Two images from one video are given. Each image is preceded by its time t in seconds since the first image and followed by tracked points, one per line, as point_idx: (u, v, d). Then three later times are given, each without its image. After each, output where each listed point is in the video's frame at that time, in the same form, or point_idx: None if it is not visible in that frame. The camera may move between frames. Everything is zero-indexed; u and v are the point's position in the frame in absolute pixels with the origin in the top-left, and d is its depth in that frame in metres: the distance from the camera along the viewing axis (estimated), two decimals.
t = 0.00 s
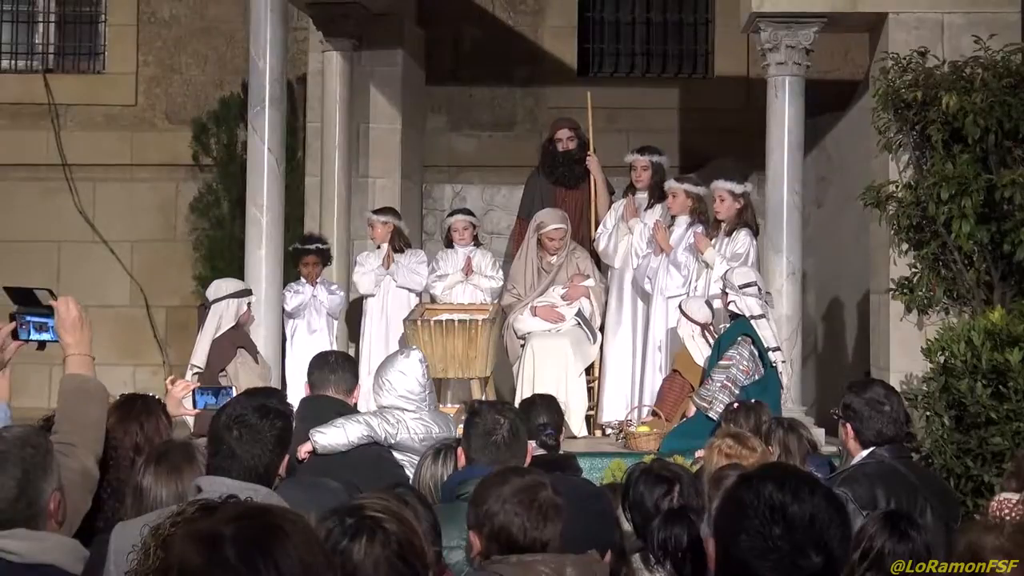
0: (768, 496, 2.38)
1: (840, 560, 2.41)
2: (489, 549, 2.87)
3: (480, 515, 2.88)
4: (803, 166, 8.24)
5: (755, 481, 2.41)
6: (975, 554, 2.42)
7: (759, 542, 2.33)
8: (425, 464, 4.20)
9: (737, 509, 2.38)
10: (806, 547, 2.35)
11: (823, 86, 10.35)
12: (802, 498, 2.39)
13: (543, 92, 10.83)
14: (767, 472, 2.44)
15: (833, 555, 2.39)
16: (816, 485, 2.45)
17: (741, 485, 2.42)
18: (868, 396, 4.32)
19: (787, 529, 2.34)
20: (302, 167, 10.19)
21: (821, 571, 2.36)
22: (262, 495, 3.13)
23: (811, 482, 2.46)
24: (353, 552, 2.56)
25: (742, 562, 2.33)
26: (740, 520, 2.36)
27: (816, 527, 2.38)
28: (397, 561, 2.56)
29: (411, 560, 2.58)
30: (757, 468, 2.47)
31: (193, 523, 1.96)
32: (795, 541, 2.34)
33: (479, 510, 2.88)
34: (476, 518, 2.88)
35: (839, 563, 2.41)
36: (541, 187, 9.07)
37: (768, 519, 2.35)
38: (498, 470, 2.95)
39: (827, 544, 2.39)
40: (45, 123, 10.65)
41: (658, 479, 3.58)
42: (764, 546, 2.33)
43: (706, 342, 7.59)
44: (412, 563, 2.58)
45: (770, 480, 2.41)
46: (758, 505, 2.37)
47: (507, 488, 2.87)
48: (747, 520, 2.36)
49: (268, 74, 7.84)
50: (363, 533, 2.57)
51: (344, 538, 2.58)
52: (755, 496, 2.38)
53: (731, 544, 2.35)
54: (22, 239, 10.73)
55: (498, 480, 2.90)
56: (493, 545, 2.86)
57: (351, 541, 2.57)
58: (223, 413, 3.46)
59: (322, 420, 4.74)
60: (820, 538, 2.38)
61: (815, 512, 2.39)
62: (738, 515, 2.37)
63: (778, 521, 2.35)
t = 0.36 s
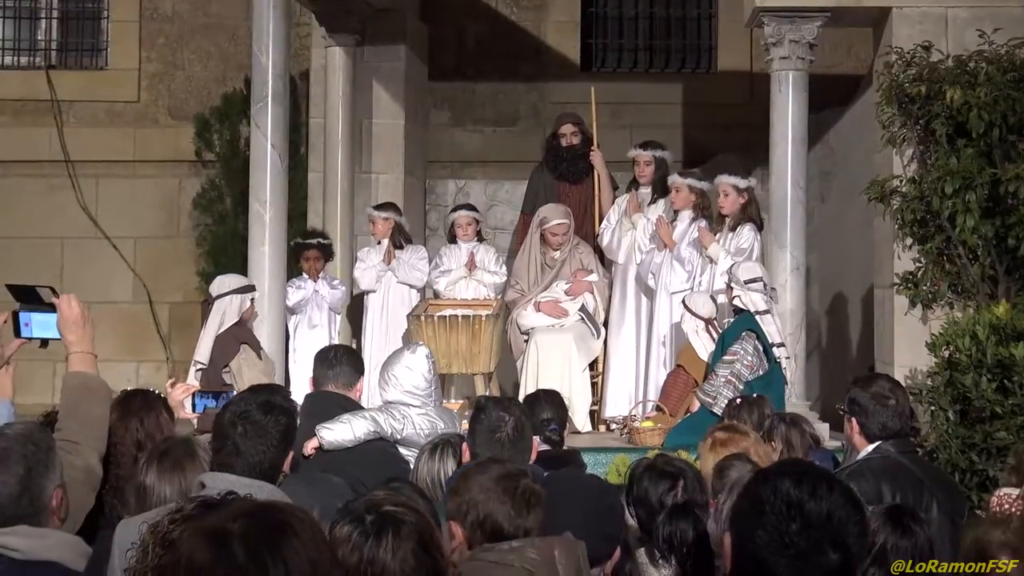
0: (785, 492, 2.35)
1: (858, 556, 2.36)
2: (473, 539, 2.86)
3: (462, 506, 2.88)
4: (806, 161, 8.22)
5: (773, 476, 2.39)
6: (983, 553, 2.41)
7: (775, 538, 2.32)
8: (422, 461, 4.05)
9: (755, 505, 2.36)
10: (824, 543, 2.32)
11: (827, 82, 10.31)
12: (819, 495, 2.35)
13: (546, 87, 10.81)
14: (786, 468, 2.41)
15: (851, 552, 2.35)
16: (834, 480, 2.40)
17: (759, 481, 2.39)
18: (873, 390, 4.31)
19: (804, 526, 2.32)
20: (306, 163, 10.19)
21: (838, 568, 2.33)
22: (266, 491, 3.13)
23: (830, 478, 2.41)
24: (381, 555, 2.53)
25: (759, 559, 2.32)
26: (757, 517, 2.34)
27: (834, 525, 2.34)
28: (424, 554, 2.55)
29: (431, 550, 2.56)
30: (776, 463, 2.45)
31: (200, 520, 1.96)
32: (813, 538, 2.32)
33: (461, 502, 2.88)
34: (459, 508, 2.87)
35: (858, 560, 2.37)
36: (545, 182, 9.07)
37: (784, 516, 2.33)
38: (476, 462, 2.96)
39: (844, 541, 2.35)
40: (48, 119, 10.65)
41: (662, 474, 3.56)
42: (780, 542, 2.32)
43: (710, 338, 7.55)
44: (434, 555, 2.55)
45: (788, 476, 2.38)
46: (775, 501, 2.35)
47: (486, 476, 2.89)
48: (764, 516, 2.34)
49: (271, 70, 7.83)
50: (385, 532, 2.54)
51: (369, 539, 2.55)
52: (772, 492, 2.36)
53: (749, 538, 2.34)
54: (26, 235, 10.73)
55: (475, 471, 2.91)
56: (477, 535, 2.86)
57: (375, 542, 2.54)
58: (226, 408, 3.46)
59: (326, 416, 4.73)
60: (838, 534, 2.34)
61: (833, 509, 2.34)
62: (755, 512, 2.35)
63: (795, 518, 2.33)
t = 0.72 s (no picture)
0: (791, 479, 2.34)
1: (865, 545, 2.34)
2: (466, 533, 2.87)
3: (454, 499, 2.89)
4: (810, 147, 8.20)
5: (779, 463, 2.36)
6: (994, 535, 2.39)
7: (781, 527, 2.30)
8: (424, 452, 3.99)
9: (760, 493, 2.35)
10: (830, 532, 2.30)
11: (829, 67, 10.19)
12: (825, 483, 2.33)
13: (549, 75, 10.79)
14: (793, 454, 2.39)
15: (858, 540, 2.33)
16: (840, 468, 2.38)
17: (765, 469, 2.38)
18: (880, 376, 4.29)
19: (809, 514, 2.30)
20: (310, 152, 10.18)
21: (845, 556, 2.31)
22: (270, 482, 3.14)
23: (837, 466, 2.39)
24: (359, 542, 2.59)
25: (764, 548, 2.30)
26: (762, 505, 2.33)
27: (841, 513, 2.32)
28: (401, 547, 2.62)
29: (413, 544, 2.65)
30: (785, 451, 2.43)
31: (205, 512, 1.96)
32: (819, 526, 2.30)
33: (453, 495, 2.89)
34: (451, 503, 2.88)
35: (865, 549, 2.35)
36: (549, 171, 9.05)
37: (790, 504, 2.32)
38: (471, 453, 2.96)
39: (851, 529, 2.33)
40: (52, 112, 10.65)
41: (668, 462, 3.55)
42: (787, 531, 2.30)
43: (716, 326, 7.58)
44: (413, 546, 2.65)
45: (794, 463, 2.36)
46: (781, 489, 2.33)
47: (480, 469, 2.90)
48: (769, 505, 2.33)
49: (274, 60, 7.82)
50: (361, 524, 2.62)
51: (347, 529, 2.61)
52: (778, 480, 2.34)
53: (754, 526, 2.32)
54: (31, 228, 10.73)
55: (470, 463, 2.92)
56: (471, 528, 2.86)
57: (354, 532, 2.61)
58: (231, 399, 3.46)
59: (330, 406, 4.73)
60: (844, 522, 2.32)
61: (839, 497, 2.33)
62: (761, 500, 2.34)
63: (801, 506, 2.31)
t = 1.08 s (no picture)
0: (790, 465, 2.33)
1: (864, 530, 2.33)
2: (450, 528, 2.87)
3: (440, 493, 2.92)
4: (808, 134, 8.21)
5: (777, 451, 2.35)
6: (990, 518, 2.39)
7: (781, 515, 2.29)
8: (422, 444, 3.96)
9: (759, 480, 2.34)
10: (828, 518, 2.29)
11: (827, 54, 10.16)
12: (824, 470, 2.32)
13: (547, 65, 10.77)
14: (792, 440, 2.38)
15: (856, 525, 2.32)
16: (840, 455, 2.37)
17: (763, 455, 2.37)
18: (881, 362, 4.28)
19: (808, 501, 2.29)
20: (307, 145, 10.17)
21: (843, 542, 2.31)
22: (266, 475, 3.16)
23: (836, 452, 2.37)
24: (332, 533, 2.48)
25: (765, 536, 2.29)
26: (761, 492, 2.32)
27: (840, 499, 2.31)
28: (367, 543, 2.47)
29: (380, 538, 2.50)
30: (783, 438, 2.41)
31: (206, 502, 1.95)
32: (817, 513, 2.29)
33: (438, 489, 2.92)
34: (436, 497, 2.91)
35: (864, 534, 2.34)
36: (547, 161, 9.05)
37: (788, 492, 2.31)
38: (456, 447, 3.00)
39: (850, 515, 2.32)
40: (50, 108, 10.64)
41: (668, 451, 3.54)
42: (786, 519, 2.29)
43: (715, 314, 7.58)
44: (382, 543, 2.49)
45: (793, 450, 2.35)
46: (779, 476, 2.33)
47: (462, 464, 2.92)
48: (768, 492, 2.32)
49: (270, 53, 7.82)
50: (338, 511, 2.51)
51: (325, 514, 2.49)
52: (777, 467, 2.33)
53: (754, 515, 2.31)
54: (29, 224, 10.72)
55: (453, 457, 2.95)
56: (455, 523, 2.87)
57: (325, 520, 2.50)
58: (227, 392, 3.46)
59: (327, 399, 4.73)
60: (843, 509, 2.31)
61: (838, 484, 2.31)
62: (759, 488, 2.33)
63: (799, 494, 2.30)
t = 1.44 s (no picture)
0: (792, 462, 2.30)
1: (868, 528, 2.29)
2: (446, 518, 2.91)
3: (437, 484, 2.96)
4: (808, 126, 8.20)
5: (778, 447, 2.33)
6: (987, 512, 2.39)
7: (782, 510, 2.26)
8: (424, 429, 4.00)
9: (761, 475, 2.32)
10: (830, 515, 2.26)
11: (824, 48, 10.17)
12: (827, 465, 2.30)
13: (546, 58, 10.76)
14: (795, 435, 2.36)
15: (860, 523, 2.28)
16: (842, 450, 2.35)
17: (765, 450, 2.35)
18: (883, 355, 4.28)
19: (810, 498, 2.27)
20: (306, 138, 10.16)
21: (846, 539, 2.26)
22: (265, 470, 3.15)
23: (839, 448, 2.35)
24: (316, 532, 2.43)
25: (766, 532, 2.26)
26: (764, 488, 2.30)
27: (843, 496, 2.28)
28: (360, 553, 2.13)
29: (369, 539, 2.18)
30: (784, 433, 2.40)
31: (228, 487, 1.82)
32: (820, 510, 2.26)
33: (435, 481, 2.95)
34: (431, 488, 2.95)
35: (869, 531, 2.30)
36: (547, 155, 9.05)
37: (791, 488, 2.28)
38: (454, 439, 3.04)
39: (854, 511, 2.28)
40: (49, 102, 10.64)
41: (668, 445, 3.54)
42: (787, 514, 2.26)
43: (716, 308, 7.55)
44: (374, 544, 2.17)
45: (795, 445, 2.33)
46: (781, 472, 2.30)
47: (457, 455, 2.96)
48: (770, 488, 2.29)
49: (268, 47, 7.82)
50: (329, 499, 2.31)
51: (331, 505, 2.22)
52: (778, 462, 2.31)
53: (755, 512, 2.29)
54: (28, 218, 10.72)
55: (447, 450, 2.99)
56: (450, 514, 2.91)
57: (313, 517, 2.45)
58: (225, 387, 3.46)
59: (325, 393, 4.73)
60: (846, 505, 2.28)
61: (841, 480, 2.29)
62: (761, 483, 2.31)
63: (801, 490, 2.28)
